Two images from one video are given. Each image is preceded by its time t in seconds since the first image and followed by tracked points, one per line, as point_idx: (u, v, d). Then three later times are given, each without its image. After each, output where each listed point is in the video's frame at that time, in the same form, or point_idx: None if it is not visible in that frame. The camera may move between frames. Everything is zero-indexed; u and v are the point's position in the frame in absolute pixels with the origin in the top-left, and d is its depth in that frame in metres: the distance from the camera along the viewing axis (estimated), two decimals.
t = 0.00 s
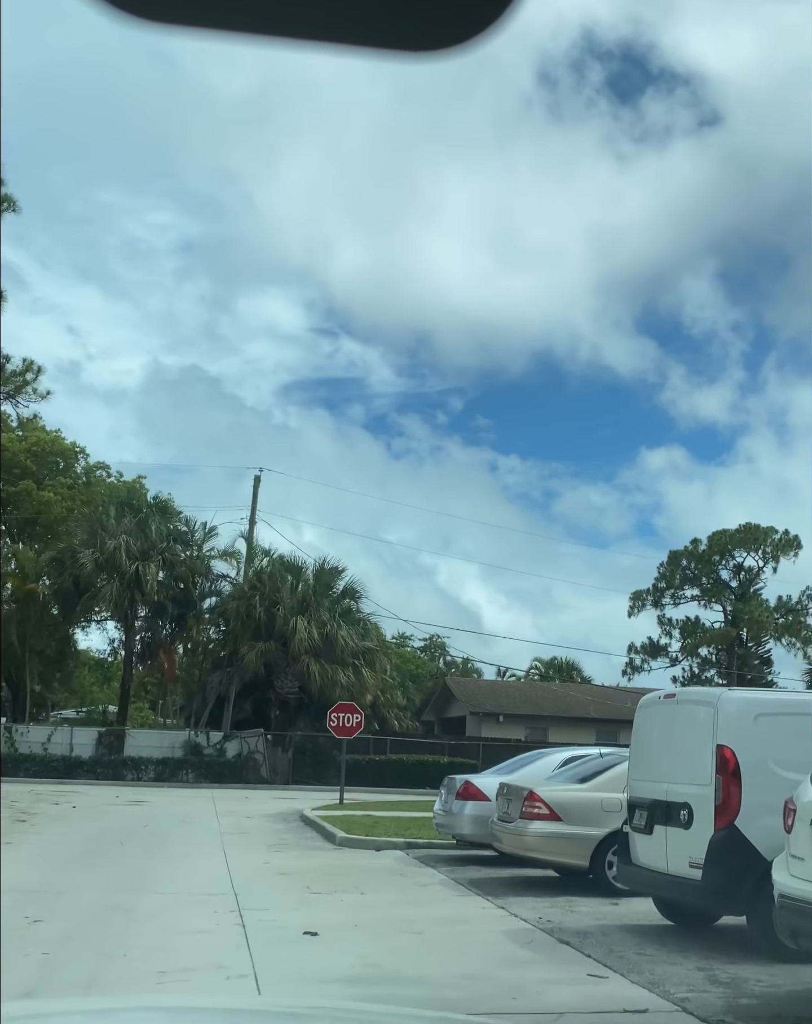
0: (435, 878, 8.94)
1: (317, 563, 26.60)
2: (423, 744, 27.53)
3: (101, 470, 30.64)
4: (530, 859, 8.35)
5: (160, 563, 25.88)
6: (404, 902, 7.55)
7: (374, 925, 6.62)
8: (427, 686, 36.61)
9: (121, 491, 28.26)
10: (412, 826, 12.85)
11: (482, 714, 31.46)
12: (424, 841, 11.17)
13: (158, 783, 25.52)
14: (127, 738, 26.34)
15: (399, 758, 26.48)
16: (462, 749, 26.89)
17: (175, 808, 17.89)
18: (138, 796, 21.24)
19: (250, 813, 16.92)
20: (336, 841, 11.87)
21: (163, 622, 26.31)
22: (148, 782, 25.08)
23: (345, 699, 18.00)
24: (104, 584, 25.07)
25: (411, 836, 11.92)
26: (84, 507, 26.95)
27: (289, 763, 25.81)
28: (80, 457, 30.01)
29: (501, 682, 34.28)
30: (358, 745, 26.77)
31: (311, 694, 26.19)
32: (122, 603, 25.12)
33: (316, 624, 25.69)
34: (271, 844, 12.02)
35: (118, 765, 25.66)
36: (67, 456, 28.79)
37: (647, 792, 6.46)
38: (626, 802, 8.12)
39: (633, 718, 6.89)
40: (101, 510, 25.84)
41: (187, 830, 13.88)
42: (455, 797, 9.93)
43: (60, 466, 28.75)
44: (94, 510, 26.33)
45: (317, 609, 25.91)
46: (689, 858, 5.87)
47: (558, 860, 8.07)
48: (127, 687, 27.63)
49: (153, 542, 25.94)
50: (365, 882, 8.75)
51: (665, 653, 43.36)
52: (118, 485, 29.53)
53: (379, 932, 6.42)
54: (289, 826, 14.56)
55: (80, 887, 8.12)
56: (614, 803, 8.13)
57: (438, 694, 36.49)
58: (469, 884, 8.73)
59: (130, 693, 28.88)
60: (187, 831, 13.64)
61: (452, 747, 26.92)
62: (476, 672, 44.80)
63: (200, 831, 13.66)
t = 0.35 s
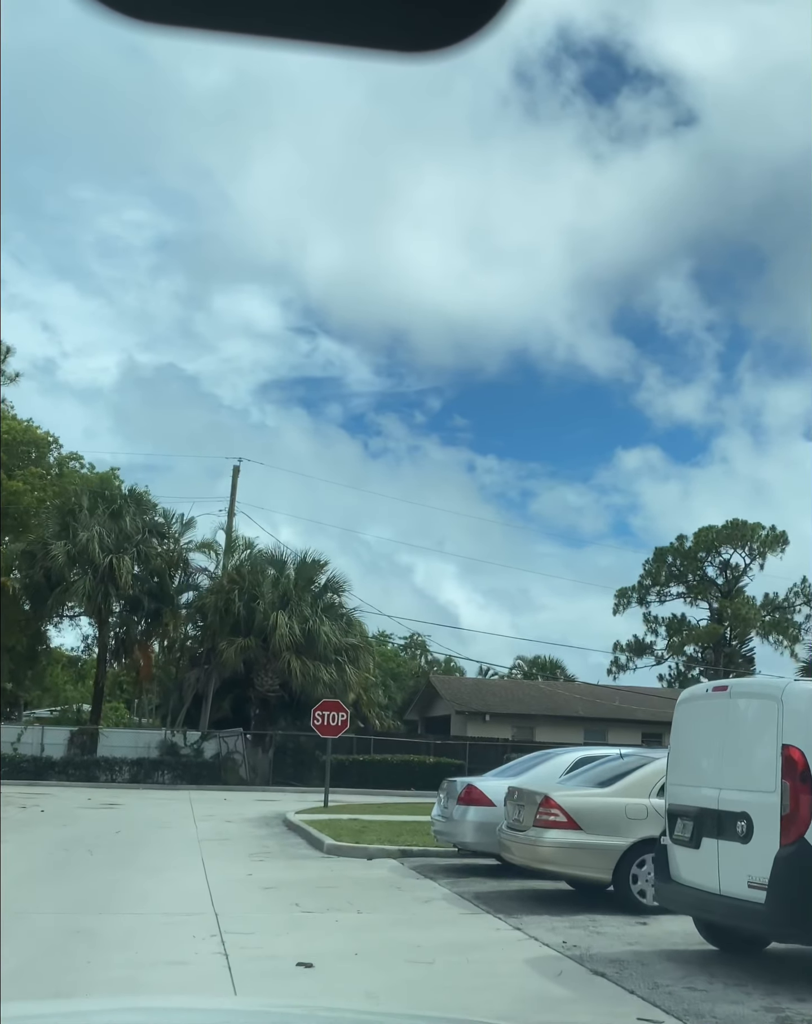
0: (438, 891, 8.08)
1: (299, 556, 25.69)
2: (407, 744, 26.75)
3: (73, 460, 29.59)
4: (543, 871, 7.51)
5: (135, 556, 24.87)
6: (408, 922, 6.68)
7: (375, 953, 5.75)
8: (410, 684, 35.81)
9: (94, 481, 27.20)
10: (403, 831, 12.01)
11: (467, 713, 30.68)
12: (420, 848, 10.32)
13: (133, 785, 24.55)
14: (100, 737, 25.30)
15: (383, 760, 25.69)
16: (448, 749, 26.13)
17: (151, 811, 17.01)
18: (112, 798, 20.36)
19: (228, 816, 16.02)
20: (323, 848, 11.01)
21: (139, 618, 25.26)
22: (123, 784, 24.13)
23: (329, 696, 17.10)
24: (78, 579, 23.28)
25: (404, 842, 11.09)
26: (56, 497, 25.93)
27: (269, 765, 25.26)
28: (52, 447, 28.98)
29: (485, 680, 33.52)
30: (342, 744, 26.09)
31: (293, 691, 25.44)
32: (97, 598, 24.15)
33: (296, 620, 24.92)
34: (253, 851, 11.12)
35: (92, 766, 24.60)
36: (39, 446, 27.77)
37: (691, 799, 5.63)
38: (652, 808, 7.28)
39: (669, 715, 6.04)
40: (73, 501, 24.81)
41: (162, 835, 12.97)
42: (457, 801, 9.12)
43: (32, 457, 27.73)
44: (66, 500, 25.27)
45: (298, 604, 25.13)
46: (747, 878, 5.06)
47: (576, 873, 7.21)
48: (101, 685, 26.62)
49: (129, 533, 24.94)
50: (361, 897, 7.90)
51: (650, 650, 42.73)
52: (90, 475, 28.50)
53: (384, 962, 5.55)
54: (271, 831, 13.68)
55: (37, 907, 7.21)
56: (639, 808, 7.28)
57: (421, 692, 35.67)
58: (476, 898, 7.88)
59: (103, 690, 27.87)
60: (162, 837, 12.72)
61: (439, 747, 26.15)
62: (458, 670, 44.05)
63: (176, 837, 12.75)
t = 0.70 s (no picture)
0: (449, 909, 7.23)
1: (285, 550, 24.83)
2: (398, 744, 25.83)
3: (50, 451, 28.58)
4: (568, 888, 6.66)
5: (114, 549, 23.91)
6: (420, 950, 5.84)
7: (388, 991, 4.91)
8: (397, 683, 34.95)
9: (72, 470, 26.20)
10: (401, 838, 11.16)
11: (457, 712, 29.84)
12: (422, 859, 9.47)
13: (112, 787, 23.52)
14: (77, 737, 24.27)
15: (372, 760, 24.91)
16: (439, 749, 25.33)
17: (131, 814, 16.14)
18: (89, 800, 19.51)
19: (212, 820, 15.12)
20: (315, 857, 10.16)
21: (119, 613, 24.22)
22: (102, 786, 23.19)
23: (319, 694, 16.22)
24: (55, 572, 23.09)
25: (402, 851, 10.24)
26: (33, 488, 24.90)
27: (254, 766, 24.43)
28: (28, 436, 27.97)
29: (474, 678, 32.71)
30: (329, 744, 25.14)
31: (278, 689, 24.47)
32: (73, 592, 23.12)
33: (283, 616, 23.89)
34: (240, 862, 10.22)
35: (68, 767, 23.60)
36: (15, 436, 26.75)
37: (762, 810, 4.80)
38: (693, 816, 6.46)
39: (730, 713, 5.20)
40: (49, 491, 23.80)
41: (140, 843, 12.06)
42: (465, 808, 8.28)
43: (8, 447, 26.71)
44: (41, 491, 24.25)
45: (284, 599, 24.17)
46: None
47: (609, 891, 6.38)
48: (78, 683, 25.60)
49: (108, 525, 23.94)
50: (362, 916, 7.06)
51: (639, 649, 42.03)
52: (68, 466, 27.50)
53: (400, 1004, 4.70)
54: (258, 837, 12.80)
55: None
56: (679, 817, 6.45)
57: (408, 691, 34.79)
58: (491, 917, 7.04)
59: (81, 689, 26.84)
60: (140, 845, 11.80)
61: (429, 747, 25.36)
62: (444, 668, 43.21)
63: (156, 844, 11.87)
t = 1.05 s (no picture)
0: (469, 932, 6.40)
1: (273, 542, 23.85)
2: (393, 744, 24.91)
3: (30, 441, 27.62)
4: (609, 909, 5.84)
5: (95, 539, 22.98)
6: (443, 985, 5.02)
7: None
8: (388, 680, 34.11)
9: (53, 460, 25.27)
10: (404, 846, 10.35)
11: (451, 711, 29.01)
12: (431, 869, 8.65)
13: (94, 787, 22.61)
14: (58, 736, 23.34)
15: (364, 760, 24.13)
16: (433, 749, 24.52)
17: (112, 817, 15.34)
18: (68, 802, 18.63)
19: (198, 824, 14.28)
20: (312, 866, 9.34)
21: (101, 607, 23.30)
22: (83, 787, 22.27)
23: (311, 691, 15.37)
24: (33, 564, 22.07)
25: (406, 858, 9.42)
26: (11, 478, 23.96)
27: (241, 766, 23.56)
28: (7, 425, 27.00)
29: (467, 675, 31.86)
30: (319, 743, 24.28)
31: (266, 686, 23.60)
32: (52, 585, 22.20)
33: (272, 610, 23.05)
34: (230, 872, 9.39)
35: (48, 767, 22.63)
36: None
37: None
38: (753, 826, 5.66)
39: None
40: (28, 480, 22.87)
41: (122, 849, 11.21)
42: (482, 815, 7.45)
43: None
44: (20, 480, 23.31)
45: (273, 592, 23.30)
46: None
47: (658, 914, 5.56)
48: (59, 680, 24.67)
49: (89, 516, 22.98)
50: (370, 939, 6.23)
51: (633, 646, 41.27)
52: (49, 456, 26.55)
53: None
54: (247, 843, 11.95)
55: None
56: (737, 828, 5.65)
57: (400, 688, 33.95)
58: (518, 940, 6.22)
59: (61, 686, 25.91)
60: (122, 853, 10.94)
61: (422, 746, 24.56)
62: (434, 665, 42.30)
63: (139, 851, 11.02)
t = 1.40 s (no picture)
0: (500, 960, 5.58)
1: (265, 533, 23.13)
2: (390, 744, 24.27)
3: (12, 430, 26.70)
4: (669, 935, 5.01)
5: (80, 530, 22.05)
6: None
7: None
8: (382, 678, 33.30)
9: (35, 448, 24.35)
10: (413, 855, 9.52)
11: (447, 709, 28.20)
12: (447, 882, 7.82)
13: (78, 788, 21.87)
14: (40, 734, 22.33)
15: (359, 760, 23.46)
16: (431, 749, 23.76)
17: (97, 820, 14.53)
18: (49, 804, 17.71)
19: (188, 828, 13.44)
20: (312, 877, 8.52)
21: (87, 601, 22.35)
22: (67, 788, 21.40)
23: (308, 687, 14.53)
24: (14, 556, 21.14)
25: (416, 869, 8.60)
26: None
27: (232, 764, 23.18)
28: None
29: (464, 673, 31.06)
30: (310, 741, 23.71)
31: (258, 683, 22.75)
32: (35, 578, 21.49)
33: (264, 603, 22.55)
34: (224, 884, 8.56)
35: (31, 767, 21.96)
36: None
37: None
38: None
39: None
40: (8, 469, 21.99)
41: (105, 856, 10.37)
42: (508, 823, 6.64)
43: None
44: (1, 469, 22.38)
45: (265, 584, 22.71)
46: None
47: (732, 942, 4.74)
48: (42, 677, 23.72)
49: (73, 505, 22.20)
50: (387, 968, 5.42)
51: (630, 644, 40.52)
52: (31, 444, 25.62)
53: None
54: (240, 850, 11.11)
55: None
56: None
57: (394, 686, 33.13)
58: (559, 969, 5.41)
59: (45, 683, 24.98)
60: (105, 861, 10.09)
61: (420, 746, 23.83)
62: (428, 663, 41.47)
63: (124, 859, 10.18)
